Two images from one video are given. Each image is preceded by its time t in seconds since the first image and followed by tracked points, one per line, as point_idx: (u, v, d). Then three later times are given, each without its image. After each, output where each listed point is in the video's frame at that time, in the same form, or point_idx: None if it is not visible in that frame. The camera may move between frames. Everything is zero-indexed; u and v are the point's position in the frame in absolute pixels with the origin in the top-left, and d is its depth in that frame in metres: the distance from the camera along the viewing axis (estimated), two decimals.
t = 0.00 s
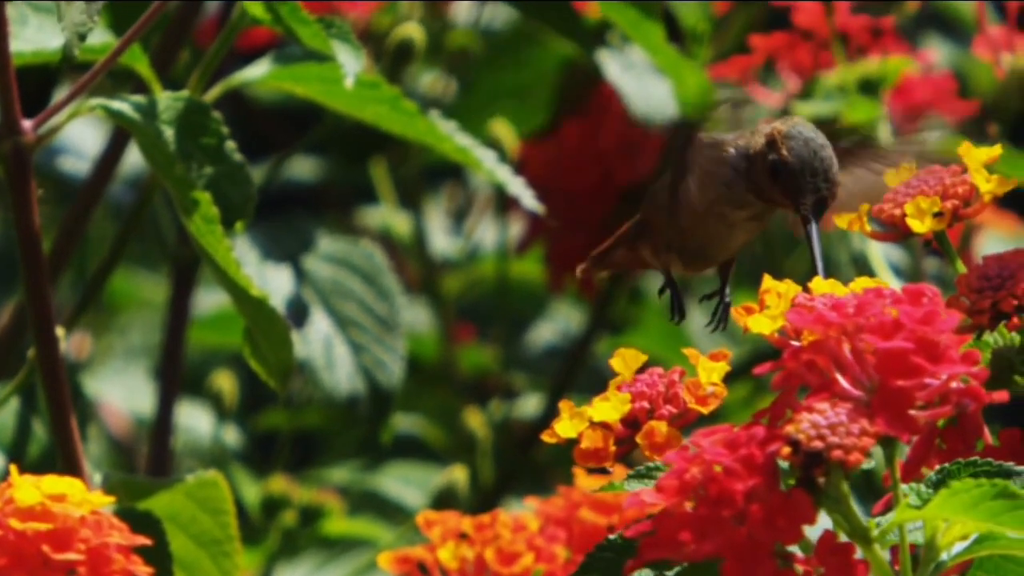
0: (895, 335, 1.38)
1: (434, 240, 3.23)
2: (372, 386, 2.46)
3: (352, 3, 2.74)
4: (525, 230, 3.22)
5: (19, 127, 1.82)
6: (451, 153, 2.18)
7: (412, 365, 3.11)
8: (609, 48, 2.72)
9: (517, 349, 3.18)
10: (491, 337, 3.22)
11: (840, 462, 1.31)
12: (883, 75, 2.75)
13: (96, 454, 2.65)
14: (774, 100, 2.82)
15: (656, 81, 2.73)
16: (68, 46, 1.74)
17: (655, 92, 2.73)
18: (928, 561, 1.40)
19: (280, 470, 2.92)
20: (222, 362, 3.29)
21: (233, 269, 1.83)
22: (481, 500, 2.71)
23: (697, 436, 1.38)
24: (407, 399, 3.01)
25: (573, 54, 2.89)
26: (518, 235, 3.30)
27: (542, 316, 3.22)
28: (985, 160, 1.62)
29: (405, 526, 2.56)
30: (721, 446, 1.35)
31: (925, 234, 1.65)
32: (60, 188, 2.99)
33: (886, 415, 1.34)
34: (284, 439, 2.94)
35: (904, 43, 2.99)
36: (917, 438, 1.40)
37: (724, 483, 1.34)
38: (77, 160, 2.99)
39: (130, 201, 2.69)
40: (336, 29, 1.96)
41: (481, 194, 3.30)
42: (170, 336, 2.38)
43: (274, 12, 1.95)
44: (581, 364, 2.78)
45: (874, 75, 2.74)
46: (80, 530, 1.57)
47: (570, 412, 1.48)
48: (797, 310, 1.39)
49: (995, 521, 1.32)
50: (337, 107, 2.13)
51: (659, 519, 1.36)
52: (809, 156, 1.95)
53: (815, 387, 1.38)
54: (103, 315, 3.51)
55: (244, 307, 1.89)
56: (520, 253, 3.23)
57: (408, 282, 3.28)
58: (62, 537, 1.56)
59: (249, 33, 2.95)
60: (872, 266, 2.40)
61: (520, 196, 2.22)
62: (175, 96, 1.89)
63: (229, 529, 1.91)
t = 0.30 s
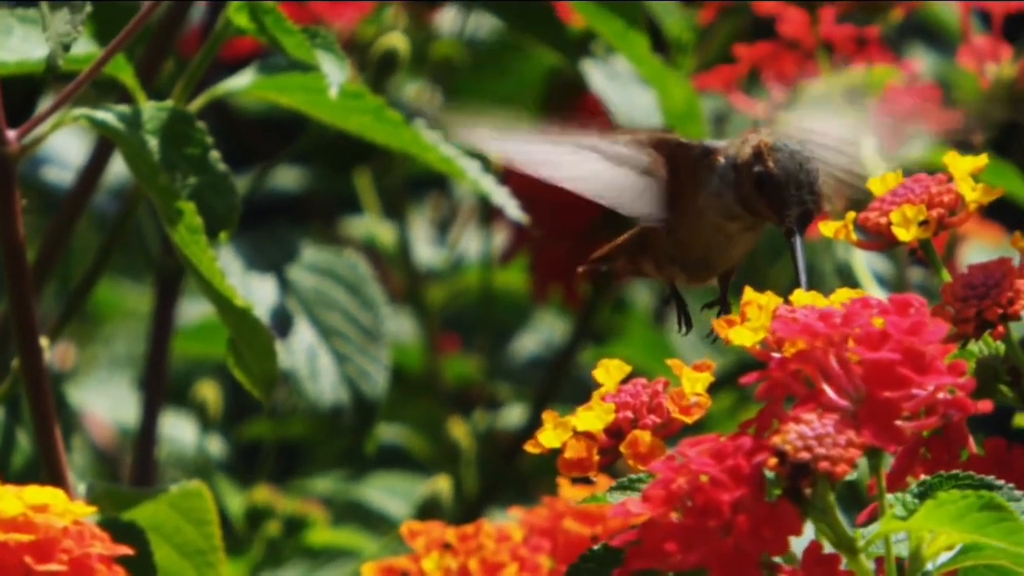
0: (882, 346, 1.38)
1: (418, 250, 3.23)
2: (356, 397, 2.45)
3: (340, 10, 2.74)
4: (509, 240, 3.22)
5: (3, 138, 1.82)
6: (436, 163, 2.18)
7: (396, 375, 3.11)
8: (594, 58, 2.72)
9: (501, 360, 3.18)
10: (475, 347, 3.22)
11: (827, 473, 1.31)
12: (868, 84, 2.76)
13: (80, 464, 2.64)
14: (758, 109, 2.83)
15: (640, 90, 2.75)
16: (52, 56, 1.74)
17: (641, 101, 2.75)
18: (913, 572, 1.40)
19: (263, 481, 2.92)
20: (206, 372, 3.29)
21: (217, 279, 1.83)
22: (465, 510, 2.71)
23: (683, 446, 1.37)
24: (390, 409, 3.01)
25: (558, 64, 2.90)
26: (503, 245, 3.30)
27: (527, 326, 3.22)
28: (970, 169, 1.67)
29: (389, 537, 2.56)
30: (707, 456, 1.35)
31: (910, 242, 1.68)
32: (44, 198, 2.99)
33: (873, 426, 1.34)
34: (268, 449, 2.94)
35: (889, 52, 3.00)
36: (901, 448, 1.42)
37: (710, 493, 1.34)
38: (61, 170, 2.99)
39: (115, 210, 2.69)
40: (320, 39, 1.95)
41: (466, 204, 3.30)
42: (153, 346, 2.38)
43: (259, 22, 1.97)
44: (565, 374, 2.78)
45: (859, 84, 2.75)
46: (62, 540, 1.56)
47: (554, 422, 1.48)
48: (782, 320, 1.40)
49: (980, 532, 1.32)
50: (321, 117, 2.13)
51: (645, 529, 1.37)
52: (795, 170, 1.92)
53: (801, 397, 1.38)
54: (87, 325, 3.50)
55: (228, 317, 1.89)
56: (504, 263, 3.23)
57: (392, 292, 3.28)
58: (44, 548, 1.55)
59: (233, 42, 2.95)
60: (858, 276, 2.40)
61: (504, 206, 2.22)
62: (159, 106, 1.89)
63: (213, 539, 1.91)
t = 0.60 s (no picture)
0: (864, 357, 1.38)
1: (401, 261, 3.23)
2: (339, 407, 2.44)
3: (321, 21, 2.79)
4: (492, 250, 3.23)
5: None
6: (418, 173, 2.18)
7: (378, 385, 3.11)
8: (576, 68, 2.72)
9: (484, 371, 3.16)
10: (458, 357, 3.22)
11: (810, 485, 1.32)
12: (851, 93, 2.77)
13: (62, 474, 2.64)
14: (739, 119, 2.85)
15: (624, 101, 2.76)
16: (35, 66, 1.74)
17: (624, 113, 2.76)
18: None
19: (246, 491, 2.91)
20: (188, 382, 3.29)
21: (200, 289, 1.83)
22: (447, 520, 2.71)
23: (665, 457, 1.38)
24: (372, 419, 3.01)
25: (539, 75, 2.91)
26: (485, 256, 3.31)
27: (510, 336, 3.21)
28: (955, 177, 1.65)
29: (371, 547, 2.56)
30: (689, 468, 1.35)
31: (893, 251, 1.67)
32: (25, 208, 2.98)
33: (855, 438, 1.35)
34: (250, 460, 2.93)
35: (871, 62, 3.01)
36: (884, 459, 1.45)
37: (693, 505, 1.35)
38: (44, 180, 2.98)
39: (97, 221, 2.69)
40: (303, 49, 1.96)
41: (448, 215, 3.31)
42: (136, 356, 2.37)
43: (241, 32, 1.98)
44: (548, 384, 2.78)
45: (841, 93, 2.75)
46: (43, 550, 1.56)
47: (533, 437, 1.48)
48: (763, 331, 1.40)
49: (962, 544, 1.32)
50: (303, 127, 2.13)
51: (628, 542, 1.38)
52: (779, 177, 1.97)
53: (783, 408, 1.38)
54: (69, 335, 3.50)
55: (210, 327, 1.89)
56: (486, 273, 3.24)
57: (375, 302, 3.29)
58: (25, 557, 1.54)
59: (215, 52, 2.96)
60: (840, 287, 2.40)
61: (486, 216, 2.22)
62: (141, 116, 1.89)
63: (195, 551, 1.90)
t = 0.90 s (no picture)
0: (845, 365, 1.39)
1: (384, 267, 3.23)
2: (321, 414, 2.44)
3: (304, 27, 2.84)
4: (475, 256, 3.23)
5: None
6: (401, 179, 2.18)
7: (361, 391, 3.11)
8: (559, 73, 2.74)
9: (468, 376, 3.20)
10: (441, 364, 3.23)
11: (791, 493, 1.32)
12: (833, 101, 2.78)
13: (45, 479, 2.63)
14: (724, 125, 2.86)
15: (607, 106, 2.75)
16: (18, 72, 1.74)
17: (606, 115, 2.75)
18: None
19: (229, 496, 2.91)
20: (172, 388, 3.29)
21: (183, 295, 1.83)
22: (430, 526, 2.71)
23: (647, 465, 1.38)
24: (356, 425, 3.01)
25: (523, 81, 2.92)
26: (468, 262, 3.31)
27: (493, 343, 3.24)
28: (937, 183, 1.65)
29: (355, 553, 2.55)
30: (671, 476, 1.36)
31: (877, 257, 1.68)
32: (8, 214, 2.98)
33: (836, 446, 1.35)
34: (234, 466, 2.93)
35: (855, 69, 3.01)
36: (868, 466, 1.44)
37: (674, 513, 1.35)
38: (27, 186, 2.98)
39: (81, 227, 2.68)
40: (286, 56, 1.96)
41: (431, 221, 3.31)
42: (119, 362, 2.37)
43: (223, 38, 1.97)
44: (531, 390, 2.79)
45: (825, 98, 2.77)
46: (26, 555, 1.55)
47: (517, 443, 1.48)
48: (747, 339, 1.40)
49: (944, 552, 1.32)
50: (287, 133, 2.13)
51: (611, 549, 1.38)
52: (777, 144, 1.99)
53: (765, 416, 1.39)
54: (53, 342, 3.49)
55: (193, 332, 1.89)
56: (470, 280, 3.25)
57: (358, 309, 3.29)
58: (8, 563, 1.54)
59: (200, 57, 2.96)
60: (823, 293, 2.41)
61: (469, 222, 2.22)
62: (124, 122, 1.89)
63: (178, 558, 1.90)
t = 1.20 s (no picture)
0: (827, 370, 1.40)
1: (367, 271, 3.24)
2: (304, 417, 2.45)
3: (288, 31, 2.85)
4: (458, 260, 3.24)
5: None
6: (384, 183, 2.18)
7: (345, 395, 3.11)
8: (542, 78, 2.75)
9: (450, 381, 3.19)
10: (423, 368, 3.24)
11: (772, 497, 1.32)
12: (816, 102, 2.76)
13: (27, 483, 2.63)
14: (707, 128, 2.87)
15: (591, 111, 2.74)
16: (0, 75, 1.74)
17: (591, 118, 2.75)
18: None
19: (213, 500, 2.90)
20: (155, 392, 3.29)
21: (166, 299, 1.83)
22: (414, 530, 2.71)
23: (630, 471, 1.39)
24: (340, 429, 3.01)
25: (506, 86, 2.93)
26: (451, 265, 3.31)
27: (477, 347, 3.25)
28: (923, 187, 1.68)
29: (338, 557, 2.56)
30: (653, 480, 1.36)
31: (862, 260, 1.70)
32: None
33: (818, 450, 1.35)
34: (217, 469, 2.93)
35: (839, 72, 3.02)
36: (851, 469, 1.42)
37: (655, 518, 1.36)
38: (11, 190, 2.97)
39: (64, 230, 2.68)
40: (269, 59, 1.96)
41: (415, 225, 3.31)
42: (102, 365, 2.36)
43: (207, 42, 1.97)
44: (514, 395, 2.79)
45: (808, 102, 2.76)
46: (11, 559, 1.55)
47: (503, 443, 1.49)
48: (728, 344, 1.41)
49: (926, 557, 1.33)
50: (269, 137, 2.13)
51: (593, 554, 1.38)
52: (809, 136, 2.16)
53: (748, 421, 1.39)
54: (36, 346, 3.48)
55: (176, 336, 1.88)
56: (453, 284, 3.25)
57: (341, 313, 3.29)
58: None
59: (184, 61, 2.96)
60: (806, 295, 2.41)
61: (452, 226, 2.22)
62: (107, 126, 1.89)
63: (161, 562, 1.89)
